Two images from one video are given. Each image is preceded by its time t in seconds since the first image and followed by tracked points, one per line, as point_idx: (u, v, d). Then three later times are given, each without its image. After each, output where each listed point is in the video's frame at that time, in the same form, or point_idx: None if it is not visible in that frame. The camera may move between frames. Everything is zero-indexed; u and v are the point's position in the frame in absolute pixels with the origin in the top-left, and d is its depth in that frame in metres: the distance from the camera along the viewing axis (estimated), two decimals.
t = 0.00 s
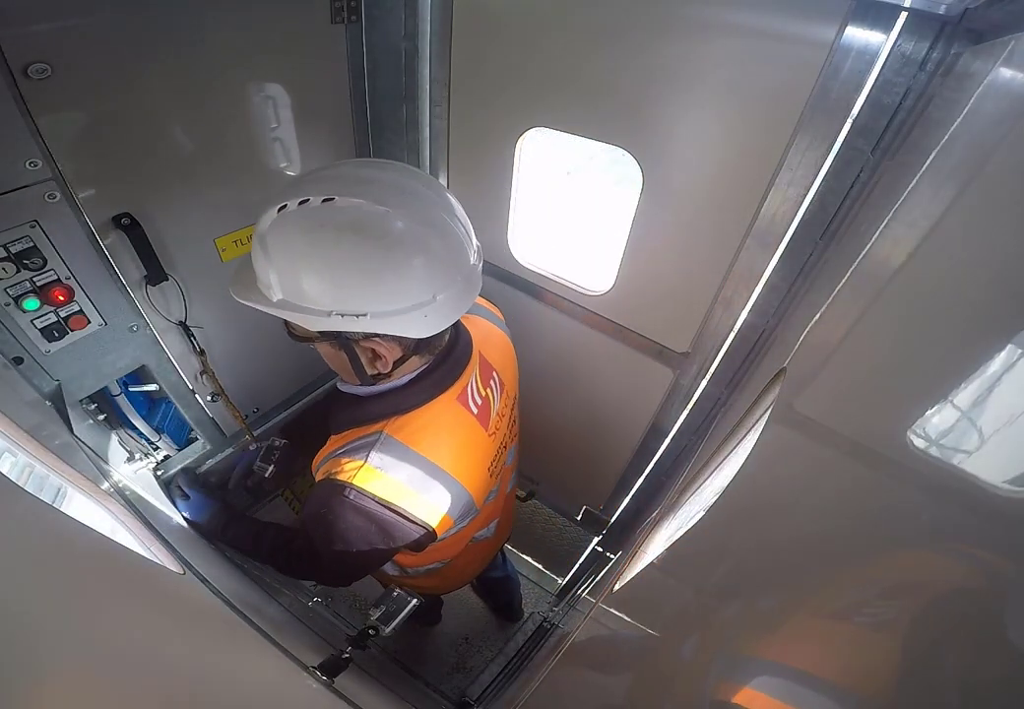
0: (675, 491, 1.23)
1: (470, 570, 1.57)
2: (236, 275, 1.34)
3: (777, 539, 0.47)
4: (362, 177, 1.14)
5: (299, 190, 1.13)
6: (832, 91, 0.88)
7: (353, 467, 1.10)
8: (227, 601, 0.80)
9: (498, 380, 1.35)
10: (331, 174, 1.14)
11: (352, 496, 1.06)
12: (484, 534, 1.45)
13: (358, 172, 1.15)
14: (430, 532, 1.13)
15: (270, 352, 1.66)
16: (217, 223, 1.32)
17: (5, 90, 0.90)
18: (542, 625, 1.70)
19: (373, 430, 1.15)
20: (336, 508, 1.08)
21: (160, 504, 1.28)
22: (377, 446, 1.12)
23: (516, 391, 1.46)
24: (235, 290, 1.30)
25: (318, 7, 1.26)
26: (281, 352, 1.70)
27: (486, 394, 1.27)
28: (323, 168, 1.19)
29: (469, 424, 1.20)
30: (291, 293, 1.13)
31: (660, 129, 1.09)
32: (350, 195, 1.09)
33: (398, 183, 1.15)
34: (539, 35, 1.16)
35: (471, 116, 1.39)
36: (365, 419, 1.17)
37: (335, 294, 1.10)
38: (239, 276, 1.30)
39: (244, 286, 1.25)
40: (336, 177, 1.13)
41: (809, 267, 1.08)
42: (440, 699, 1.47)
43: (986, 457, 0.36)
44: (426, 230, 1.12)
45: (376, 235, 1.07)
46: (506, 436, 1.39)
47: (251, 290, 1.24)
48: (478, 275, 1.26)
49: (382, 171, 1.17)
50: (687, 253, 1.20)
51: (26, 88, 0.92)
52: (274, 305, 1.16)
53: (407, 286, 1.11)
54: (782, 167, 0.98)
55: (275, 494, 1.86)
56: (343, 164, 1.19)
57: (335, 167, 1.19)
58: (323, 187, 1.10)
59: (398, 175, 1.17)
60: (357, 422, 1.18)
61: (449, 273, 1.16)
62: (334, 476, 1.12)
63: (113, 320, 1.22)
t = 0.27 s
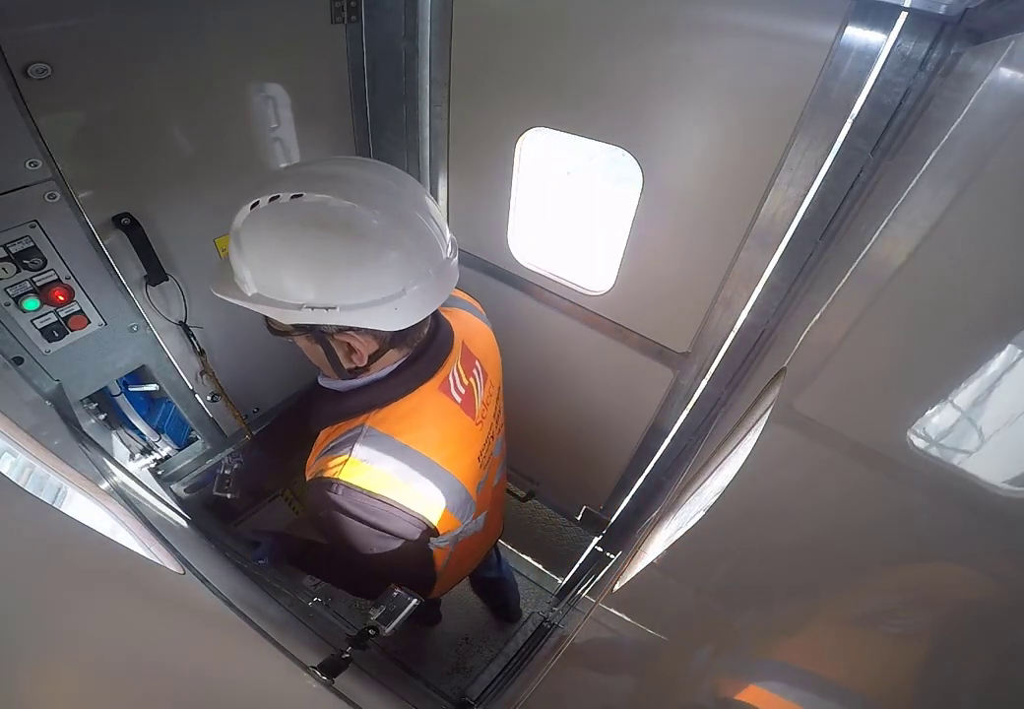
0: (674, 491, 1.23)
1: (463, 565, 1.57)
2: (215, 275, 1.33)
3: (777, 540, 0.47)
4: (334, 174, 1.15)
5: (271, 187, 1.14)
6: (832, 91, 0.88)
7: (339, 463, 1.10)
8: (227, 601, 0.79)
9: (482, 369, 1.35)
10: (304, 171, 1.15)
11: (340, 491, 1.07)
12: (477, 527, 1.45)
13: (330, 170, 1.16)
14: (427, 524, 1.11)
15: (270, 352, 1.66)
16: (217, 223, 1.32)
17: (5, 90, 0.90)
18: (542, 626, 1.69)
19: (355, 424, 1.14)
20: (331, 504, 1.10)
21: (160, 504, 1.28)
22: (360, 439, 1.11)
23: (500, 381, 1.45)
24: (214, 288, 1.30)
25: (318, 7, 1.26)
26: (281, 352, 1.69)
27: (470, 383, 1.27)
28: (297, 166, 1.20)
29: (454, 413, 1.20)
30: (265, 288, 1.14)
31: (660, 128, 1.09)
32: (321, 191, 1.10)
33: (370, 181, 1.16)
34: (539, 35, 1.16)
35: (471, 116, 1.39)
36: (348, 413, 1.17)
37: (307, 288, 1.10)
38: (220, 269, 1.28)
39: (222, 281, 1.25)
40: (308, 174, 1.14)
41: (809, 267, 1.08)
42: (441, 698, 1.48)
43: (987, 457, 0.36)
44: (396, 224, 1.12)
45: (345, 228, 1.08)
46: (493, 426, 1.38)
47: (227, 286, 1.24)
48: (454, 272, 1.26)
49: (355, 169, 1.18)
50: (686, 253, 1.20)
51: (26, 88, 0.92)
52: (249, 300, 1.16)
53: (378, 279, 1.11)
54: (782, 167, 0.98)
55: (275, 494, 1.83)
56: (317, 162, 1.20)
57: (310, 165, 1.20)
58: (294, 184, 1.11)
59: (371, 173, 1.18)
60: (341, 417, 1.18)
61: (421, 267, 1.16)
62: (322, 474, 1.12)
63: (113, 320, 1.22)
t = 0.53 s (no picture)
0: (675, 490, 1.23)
1: (473, 556, 1.59)
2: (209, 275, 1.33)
3: (777, 540, 0.47)
4: (329, 173, 1.15)
5: (267, 190, 1.13)
6: (832, 91, 0.88)
7: (368, 462, 1.11)
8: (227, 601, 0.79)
9: (475, 357, 1.39)
10: (299, 171, 1.15)
11: (372, 491, 1.07)
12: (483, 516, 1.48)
13: (324, 169, 1.16)
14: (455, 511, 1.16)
15: (270, 352, 1.66)
16: (217, 223, 1.32)
17: (5, 90, 0.90)
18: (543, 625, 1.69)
19: (372, 423, 1.16)
20: (360, 506, 1.09)
21: (159, 504, 1.27)
22: (382, 436, 1.13)
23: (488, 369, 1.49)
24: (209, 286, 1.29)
25: (319, 7, 1.26)
26: (282, 352, 1.69)
27: (468, 370, 1.31)
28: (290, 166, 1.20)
29: (460, 399, 1.23)
30: (266, 290, 1.13)
31: (660, 128, 1.09)
32: (319, 191, 1.10)
33: (365, 179, 1.16)
34: (539, 35, 1.16)
35: (471, 116, 1.38)
36: (360, 414, 1.17)
37: (309, 288, 1.10)
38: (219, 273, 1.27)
39: (218, 283, 1.23)
40: (303, 175, 1.14)
41: (808, 268, 1.08)
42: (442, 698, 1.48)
43: (987, 457, 0.36)
44: (394, 222, 1.13)
45: (345, 228, 1.08)
46: (490, 412, 1.42)
47: (225, 288, 1.23)
48: (450, 267, 1.27)
49: (349, 167, 1.18)
50: (686, 253, 1.20)
51: (26, 88, 0.92)
52: (249, 303, 1.15)
53: (379, 277, 1.11)
54: (783, 167, 0.98)
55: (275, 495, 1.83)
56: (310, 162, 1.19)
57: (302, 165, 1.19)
58: (291, 185, 1.11)
59: (366, 171, 1.18)
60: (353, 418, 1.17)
61: (420, 264, 1.17)
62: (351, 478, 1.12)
63: (113, 320, 1.22)
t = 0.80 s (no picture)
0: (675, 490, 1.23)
1: (474, 551, 1.60)
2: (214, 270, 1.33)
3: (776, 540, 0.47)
4: (339, 164, 1.15)
5: (276, 180, 1.13)
6: (832, 91, 0.88)
7: (370, 454, 1.10)
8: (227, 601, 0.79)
9: (477, 353, 1.39)
10: (308, 162, 1.15)
11: (374, 482, 1.07)
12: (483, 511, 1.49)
13: (333, 159, 1.16)
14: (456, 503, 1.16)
15: (270, 352, 1.66)
16: (218, 223, 1.32)
17: (5, 90, 0.90)
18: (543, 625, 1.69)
19: (375, 416, 1.16)
20: (361, 498, 1.09)
21: (159, 504, 1.27)
22: (385, 429, 1.13)
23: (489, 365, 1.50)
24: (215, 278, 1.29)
25: (318, 7, 1.26)
26: (282, 351, 1.70)
27: (470, 365, 1.31)
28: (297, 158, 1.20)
29: (462, 394, 1.24)
30: (276, 280, 1.12)
31: (660, 128, 1.08)
32: (329, 182, 1.10)
33: (375, 170, 1.16)
34: (539, 35, 1.16)
35: (471, 116, 1.38)
36: (364, 407, 1.17)
37: (320, 278, 1.10)
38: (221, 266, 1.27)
39: (224, 274, 1.23)
40: (313, 165, 1.14)
41: (808, 268, 1.08)
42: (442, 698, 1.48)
43: (986, 457, 0.36)
44: (404, 213, 1.13)
45: (357, 219, 1.08)
46: (491, 407, 1.42)
47: (233, 279, 1.23)
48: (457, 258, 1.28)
49: (358, 158, 1.18)
50: (687, 252, 1.20)
51: (26, 88, 0.92)
52: (259, 292, 1.15)
53: (390, 267, 1.12)
54: (783, 167, 0.98)
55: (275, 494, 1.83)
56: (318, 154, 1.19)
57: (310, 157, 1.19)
58: (301, 175, 1.11)
59: (375, 162, 1.18)
60: (357, 409, 1.18)
61: (429, 254, 1.17)
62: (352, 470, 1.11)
63: (113, 320, 1.22)
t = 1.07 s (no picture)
0: (675, 490, 1.23)
1: (475, 550, 1.60)
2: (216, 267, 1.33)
3: (777, 540, 0.47)
4: (340, 164, 1.15)
5: (280, 180, 1.13)
6: (832, 91, 0.88)
7: (371, 453, 1.10)
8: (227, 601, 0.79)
9: (481, 352, 1.39)
10: (310, 162, 1.15)
11: (375, 481, 1.07)
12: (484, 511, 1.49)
13: (335, 159, 1.16)
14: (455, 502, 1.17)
15: (270, 352, 1.66)
16: (218, 223, 1.32)
17: (5, 90, 0.90)
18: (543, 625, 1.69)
19: (377, 415, 1.16)
20: (362, 497, 1.08)
21: (160, 504, 1.27)
22: (387, 429, 1.13)
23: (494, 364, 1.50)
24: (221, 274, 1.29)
25: (318, 7, 1.26)
26: (282, 351, 1.70)
27: (473, 364, 1.31)
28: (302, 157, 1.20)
29: (464, 394, 1.24)
30: (279, 280, 1.12)
31: (661, 129, 1.08)
32: (331, 182, 1.10)
33: (376, 170, 1.16)
34: (540, 34, 1.16)
35: (471, 116, 1.38)
36: (366, 406, 1.17)
37: (322, 276, 1.10)
38: (224, 264, 1.26)
39: (227, 273, 1.23)
40: (315, 165, 1.14)
41: (808, 268, 1.08)
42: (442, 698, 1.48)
43: (986, 457, 0.35)
44: (405, 212, 1.13)
45: (358, 219, 1.08)
46: (494, 406, 1.42)
47: (236, 277, 1.23)
48: (459, 257, 1.28)
49: (359, 158, 1.18)
50: (688, 253, 1.20)
51: (26, 88, 0.92)
52: (261, 292, 1.14)
53: (391, 266, 1.12)
54: (783, 167, 0.98)
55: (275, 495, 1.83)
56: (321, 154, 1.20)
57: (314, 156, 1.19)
58: (303, 175, 1.11)
59: (376, 162, 1.18)
60: (359, 408, 1.18)
61: (430, 253, 1.17)
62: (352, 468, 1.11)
63: (113, 320, 1.22)
